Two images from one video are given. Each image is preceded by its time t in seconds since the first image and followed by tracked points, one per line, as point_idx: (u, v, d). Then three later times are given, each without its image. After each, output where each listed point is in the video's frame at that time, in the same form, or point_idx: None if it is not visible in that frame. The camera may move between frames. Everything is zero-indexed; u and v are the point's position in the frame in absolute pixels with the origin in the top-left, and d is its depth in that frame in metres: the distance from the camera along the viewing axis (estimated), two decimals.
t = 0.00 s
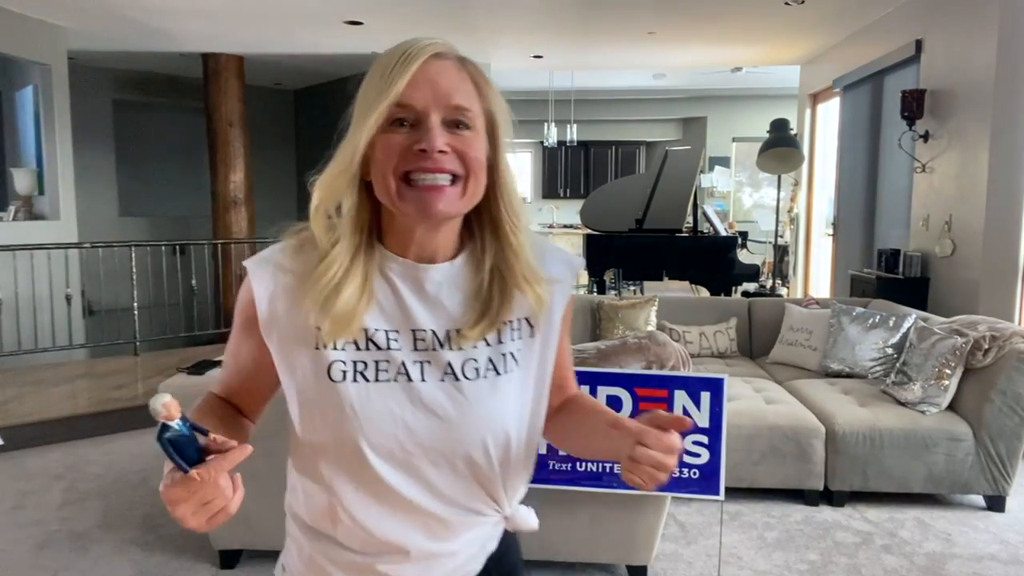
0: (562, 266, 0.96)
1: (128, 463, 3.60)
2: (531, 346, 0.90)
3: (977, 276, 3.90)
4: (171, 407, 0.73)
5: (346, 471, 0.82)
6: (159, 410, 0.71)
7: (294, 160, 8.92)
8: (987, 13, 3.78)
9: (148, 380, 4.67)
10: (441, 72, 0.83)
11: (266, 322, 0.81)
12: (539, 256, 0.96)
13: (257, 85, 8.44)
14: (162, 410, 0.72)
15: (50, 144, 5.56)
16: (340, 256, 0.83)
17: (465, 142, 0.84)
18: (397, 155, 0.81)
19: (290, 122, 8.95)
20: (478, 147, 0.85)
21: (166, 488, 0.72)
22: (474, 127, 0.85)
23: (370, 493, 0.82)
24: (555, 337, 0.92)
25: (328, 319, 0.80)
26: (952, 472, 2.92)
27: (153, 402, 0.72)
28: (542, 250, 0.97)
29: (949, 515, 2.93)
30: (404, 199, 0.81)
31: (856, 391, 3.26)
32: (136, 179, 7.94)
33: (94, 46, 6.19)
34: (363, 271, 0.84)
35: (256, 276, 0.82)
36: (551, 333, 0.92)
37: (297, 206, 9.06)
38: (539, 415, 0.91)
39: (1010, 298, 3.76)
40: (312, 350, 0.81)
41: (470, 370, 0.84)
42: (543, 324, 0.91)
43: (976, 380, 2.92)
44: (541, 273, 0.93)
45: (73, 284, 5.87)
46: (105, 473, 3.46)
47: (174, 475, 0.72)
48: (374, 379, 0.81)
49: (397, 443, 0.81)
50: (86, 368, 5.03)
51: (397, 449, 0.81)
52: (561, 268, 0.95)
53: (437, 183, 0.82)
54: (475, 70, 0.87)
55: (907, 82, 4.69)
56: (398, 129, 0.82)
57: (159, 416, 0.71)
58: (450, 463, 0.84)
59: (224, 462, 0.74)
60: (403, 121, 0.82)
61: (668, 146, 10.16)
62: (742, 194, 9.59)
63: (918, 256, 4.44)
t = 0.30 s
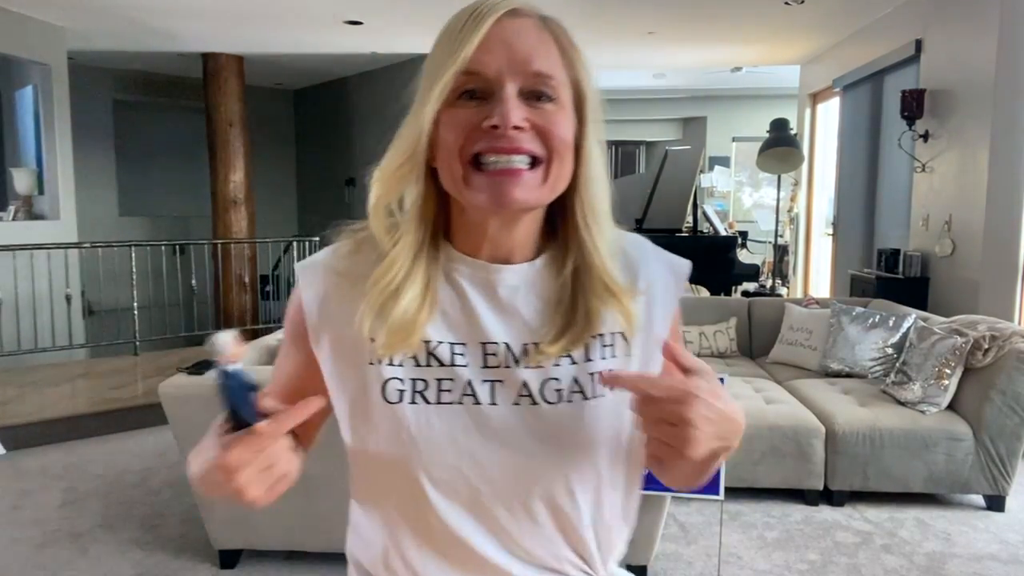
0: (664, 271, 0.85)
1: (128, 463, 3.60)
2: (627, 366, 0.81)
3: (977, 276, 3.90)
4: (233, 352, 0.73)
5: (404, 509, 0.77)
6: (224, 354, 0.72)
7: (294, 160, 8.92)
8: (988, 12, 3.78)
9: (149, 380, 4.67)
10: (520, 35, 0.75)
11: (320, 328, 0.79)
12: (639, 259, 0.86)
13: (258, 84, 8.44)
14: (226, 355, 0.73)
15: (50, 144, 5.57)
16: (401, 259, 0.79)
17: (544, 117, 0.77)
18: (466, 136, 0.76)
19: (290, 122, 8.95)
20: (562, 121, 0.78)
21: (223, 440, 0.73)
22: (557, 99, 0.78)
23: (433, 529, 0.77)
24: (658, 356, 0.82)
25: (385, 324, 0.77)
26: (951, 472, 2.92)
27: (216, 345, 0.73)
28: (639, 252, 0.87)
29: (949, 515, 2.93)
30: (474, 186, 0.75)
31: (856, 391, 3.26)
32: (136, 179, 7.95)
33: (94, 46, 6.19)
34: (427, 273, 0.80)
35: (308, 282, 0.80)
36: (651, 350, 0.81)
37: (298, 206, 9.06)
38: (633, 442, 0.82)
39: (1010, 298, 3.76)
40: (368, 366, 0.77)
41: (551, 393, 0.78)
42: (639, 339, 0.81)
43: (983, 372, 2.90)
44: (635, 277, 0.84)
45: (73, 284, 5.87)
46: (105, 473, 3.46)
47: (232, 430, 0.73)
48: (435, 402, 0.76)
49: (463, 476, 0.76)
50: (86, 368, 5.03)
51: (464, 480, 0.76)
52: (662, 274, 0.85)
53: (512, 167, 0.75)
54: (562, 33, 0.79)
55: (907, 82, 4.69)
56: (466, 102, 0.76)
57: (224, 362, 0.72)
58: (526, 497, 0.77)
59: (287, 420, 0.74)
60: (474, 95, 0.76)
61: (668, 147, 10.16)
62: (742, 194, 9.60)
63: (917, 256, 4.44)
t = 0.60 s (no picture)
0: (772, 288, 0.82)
1: (128, 463, 3.60)
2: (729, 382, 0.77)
3: (977, 276, 3.91)
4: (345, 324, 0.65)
5: (461, 523, 0.74)
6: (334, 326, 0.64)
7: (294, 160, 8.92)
8: (987, 12, 3.78)
9: (149, 380, 4.67)
10: None
11: (388, 320, 0.76)
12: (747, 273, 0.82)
13: (258, 84, 8.44)
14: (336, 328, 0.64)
15: (50, 144, 5.57)
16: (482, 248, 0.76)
17: (638, 78, 0.74)
18: (552, 100, 0.72)
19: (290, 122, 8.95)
20: (657, 84, 0.75)
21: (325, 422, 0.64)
22: (650, 60, 0.76)
23: (497, 548, 0.73)
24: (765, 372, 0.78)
25: (465, 322, 0.73)
26: (951, 473, 2.92)
27: (330, 316, 0.64)
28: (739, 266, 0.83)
29: (949, 515, 2.93)
30: (563, 149, 0.71)
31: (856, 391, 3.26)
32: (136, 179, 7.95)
33: (94, 46, 6.19)
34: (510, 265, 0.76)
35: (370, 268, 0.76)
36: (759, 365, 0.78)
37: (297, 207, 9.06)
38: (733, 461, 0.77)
39: (1010, 298, 3.76)
40: (432, 361, 0.75)
41: (641, 403, 0.74)
42: (740, 349, 0.78)
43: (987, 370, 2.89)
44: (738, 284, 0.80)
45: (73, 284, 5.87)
46: (105, 473, 3.46)
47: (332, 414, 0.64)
48: (507, 406, 0.73)
49: (537, 492, 0.72)
50: (86, 368, 5.04)
51: (538, 495, 0.72)
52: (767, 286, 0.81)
53: (605, 130, 0.72)
54: None
55: (906, 82, 4.69)
56: (549, 65, 0.74)
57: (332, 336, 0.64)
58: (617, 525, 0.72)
59: (394, 408, 0.64)
60: (561, 58, 0.74)
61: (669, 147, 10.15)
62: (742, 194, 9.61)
63: (918, 256, 4.44)
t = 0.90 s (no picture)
0: (833, 318, 0.75)
1: (127, 463, 3.60)
2: (768, 423, 0.73)
3: (977, 276, 3.91)
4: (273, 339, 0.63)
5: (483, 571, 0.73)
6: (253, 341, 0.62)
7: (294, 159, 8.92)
8: (987, 12, 3.78)
9: (148, 380, 4.67)
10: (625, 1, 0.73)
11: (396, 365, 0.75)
12: (804, 299, 0.75)
13: (257, 84, 8.44)
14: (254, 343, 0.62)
15: (50, 144, 5.57)
16: (485, 288, 0.75)
17: (659, 89, 0.73)
18: (567, 117, 0.72)
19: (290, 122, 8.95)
20: (678, 94, 0.74)
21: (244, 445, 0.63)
22: (670, 71, 0.75)
23: None
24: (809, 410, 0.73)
25: (471, 365, 0.73)
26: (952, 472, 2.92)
27: (251, 326, 0.63)
28: (798, 287, 0.76)
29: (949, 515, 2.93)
30: (579, 169, 0.70)
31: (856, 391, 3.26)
32: (136, 178, 7.95)
33: (94, 46, 6.19)
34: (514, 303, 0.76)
35: (377, 314, 0.76)
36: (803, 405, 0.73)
37: (297, 206, 9.06)
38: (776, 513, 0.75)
39: (1009, 298, 3.77)
40: (445, 416, 0.74)
41: (670, 457, 0.71)
42: (784, 385, 0.73)
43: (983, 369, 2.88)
44: (787, 310, 0.75)
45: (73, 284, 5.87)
46: (105, 474, 3.46)
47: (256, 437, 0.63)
48: (523, 461, 0.71)
49: (558, 551, 0.71)
50: (86, 368, 5.03)
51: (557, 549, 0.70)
52: (829, 317, 0.75)
53: (625, 145, 0.70)
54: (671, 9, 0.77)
55: (906, 82, 4.69)
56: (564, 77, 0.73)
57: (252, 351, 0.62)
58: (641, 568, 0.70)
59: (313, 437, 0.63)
60: (573, 71, 0.73)
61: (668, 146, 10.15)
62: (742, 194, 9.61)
63: (917, 256, 4.44)
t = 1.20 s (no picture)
0: (862, 325, 0.74)
1: (127, 463, 3.60)
2: (796, 437, 0.73)
3: (977, 276, 3.91)
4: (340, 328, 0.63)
5: None
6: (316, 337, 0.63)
7: (294, 159, 8.92)
8: (987, 12, 3.78)
9: (148, 380, 4.67)
10: None
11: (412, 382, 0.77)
12: (835, 306, 0.75)
13: (258, 84, 8.44)
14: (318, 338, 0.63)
15: (50, 143, 5.57)
16: (500, 302, 0.76)
17: (670, 89, 0.72)
18: (574, 126, 0.71)
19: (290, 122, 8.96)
20: (691, 93, 0.73)
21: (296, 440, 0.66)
22: (682, 68, 0.73)
23: None
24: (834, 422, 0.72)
25: (487, 382, 0.73)
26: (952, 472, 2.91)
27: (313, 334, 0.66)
28: (823, 288, 0.76)
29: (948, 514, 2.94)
30: (588, 182, 0.70)
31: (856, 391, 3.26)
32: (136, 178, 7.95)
33: (94, 46, 6.19)
34: (529, 319, 0.77)
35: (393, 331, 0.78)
36: (827, 415, 0.73)
37: (298, 206, 9.06)
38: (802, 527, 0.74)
39: (1010, 298, 3.77)
40: (461, 429, 0.75)
41: (690, 472, 0.71)
42: (811, 397, 0.73)
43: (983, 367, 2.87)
44: (817, 318, 0.74)
45: (73, 284, 5.87)
46: (105, 473, 3.46)
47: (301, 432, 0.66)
48: (539, 476, 0.73)
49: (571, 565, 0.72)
50: (87, 368, 5.03)
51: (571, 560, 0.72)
52: (860, 324, 0.74)
53: (637, 153, 0.70)
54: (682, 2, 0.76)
55: (906, 82, 4.69)
56: (571, 81, 0.73)
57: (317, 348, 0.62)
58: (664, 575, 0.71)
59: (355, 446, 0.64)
60: (579, 73, 0.73)
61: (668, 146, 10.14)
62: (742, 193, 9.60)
63: (917, 256, 4.44)
